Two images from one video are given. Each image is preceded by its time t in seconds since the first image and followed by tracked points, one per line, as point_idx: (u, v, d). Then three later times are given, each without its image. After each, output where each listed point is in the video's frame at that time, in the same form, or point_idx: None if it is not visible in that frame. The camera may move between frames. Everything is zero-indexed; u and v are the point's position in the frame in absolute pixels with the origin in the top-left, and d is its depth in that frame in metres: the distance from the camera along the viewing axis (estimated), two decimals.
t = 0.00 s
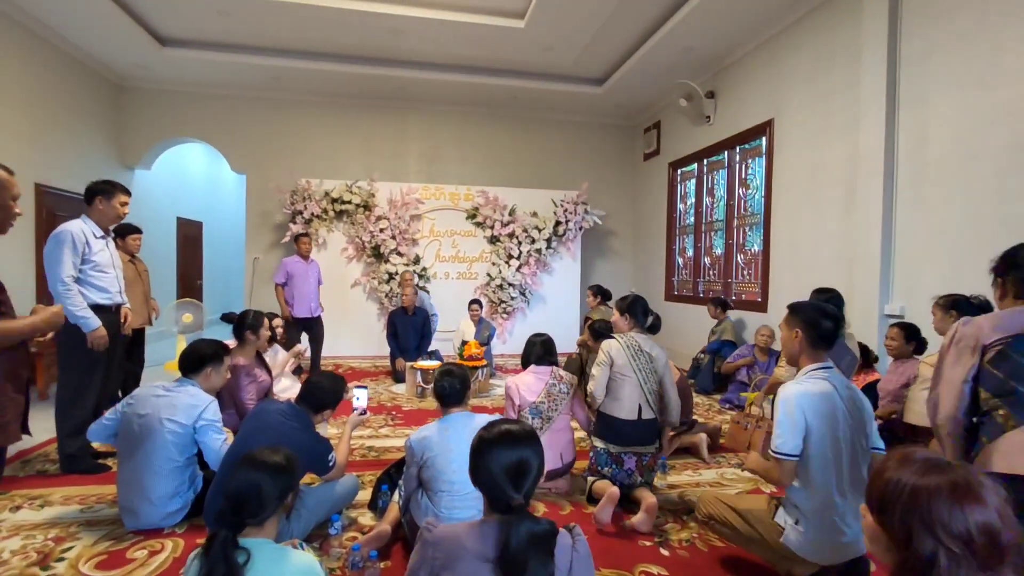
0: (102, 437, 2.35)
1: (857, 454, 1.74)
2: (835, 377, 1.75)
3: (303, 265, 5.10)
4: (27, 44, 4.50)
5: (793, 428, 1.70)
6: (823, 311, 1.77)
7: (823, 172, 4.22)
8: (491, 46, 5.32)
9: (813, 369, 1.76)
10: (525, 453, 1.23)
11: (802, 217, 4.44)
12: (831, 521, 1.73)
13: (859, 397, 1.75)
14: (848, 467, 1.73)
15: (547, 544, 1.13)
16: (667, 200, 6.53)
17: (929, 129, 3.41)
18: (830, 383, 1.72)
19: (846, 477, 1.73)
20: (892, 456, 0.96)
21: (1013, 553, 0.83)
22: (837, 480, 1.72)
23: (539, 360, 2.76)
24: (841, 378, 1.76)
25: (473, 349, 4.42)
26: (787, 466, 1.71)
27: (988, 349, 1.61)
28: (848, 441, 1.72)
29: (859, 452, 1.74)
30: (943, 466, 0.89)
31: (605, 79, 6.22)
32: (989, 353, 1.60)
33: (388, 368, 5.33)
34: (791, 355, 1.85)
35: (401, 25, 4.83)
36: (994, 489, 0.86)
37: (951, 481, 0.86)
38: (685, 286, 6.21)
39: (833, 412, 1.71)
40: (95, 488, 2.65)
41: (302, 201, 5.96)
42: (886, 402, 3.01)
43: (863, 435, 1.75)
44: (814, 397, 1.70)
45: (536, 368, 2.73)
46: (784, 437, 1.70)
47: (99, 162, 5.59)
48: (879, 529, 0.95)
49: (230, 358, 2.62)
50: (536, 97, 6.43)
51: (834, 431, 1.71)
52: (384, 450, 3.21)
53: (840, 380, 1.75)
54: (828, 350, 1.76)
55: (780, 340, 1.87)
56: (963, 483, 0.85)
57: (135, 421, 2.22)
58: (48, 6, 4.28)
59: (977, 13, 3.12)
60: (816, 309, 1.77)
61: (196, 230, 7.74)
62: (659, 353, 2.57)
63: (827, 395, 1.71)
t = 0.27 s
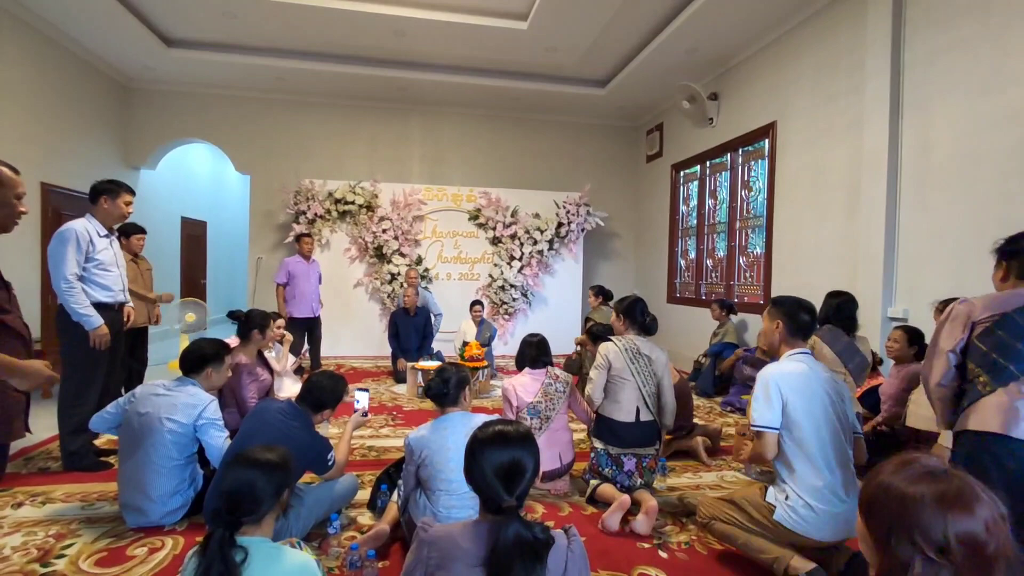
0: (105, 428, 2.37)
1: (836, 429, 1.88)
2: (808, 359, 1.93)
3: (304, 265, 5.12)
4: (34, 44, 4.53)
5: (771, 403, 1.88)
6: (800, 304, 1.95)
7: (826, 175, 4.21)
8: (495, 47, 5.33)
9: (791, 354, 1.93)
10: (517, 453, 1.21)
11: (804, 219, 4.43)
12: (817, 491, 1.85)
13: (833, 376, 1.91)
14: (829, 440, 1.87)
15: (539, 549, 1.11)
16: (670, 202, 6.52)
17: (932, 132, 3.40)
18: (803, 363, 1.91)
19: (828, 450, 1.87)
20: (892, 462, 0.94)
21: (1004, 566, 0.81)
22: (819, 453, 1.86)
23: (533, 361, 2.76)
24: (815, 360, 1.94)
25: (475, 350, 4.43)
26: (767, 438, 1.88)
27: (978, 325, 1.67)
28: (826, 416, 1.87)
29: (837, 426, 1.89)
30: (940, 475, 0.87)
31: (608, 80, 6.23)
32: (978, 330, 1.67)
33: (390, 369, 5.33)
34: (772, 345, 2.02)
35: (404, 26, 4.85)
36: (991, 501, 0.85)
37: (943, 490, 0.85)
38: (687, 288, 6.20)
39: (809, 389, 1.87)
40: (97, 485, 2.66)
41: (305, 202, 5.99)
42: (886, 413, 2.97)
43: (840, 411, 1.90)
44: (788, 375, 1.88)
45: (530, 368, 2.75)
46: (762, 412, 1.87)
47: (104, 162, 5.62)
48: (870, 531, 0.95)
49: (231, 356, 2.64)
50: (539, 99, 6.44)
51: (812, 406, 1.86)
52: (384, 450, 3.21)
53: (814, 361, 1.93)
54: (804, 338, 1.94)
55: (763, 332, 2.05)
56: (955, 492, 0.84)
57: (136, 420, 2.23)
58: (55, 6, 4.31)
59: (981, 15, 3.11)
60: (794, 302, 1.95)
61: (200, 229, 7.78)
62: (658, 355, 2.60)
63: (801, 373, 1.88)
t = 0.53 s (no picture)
0: (115, 425, 2.39)
1: (832, 413, 1.98)
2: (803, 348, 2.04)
3: (312, 269, 5.15)
4: (49, 50, 4.60)
5: (770, 388, 1.97)
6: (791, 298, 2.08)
7: (835, 181, 4.19)
8: (502, 53, 5.36)
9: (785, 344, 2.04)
10: (524, 462, 1.21)
11: (813, 225, 4.41)
12: (816, 470, 1.93)
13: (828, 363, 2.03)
14: (825, 423, 1.97)
15: (545, 560, 1.11)
16: (677, 207, 6.51)
17: (942, 138, 3.38)
18: (799, 351, 2.02)
19: (824, 432, 1.97)
20: (906, 473, 0.92)
21: None
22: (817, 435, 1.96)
23: (538, 367, 2.75)
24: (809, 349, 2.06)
25: (481, 355, 4.43)
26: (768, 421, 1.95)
27: (980, 325, 1.70)
28: (822, 400, 1.98)
29: (832, 410, 1.99)
30: (954, 490, 0.85)
31: (615, 86, 6.23)
32: (981, 330, 1.70)
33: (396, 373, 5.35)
34: (768, 339, 2.13)
35: (412, 32, 4.88)
36: (1004, 518, 0.83)
37: (951, 503, 0.84)
38: (694, 294, 6.17)
39: (806, 374, 1.98)
40: (106, 487, 2.68)
41: (313, 206, 6.03)
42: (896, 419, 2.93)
43: (835, 396, 2.00)
44: (785, 361, 1.99)
45: (536, 375, 2.75)
46: (763, 395, 1.96)
47: (117, 166, 5.70)
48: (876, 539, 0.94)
49: (238, 358, 2.67)
50: (547, 104, 6.46)
51: (809, 390, 1.97)
52: (391, 455, 3.22)
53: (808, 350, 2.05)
54: (797, 330, 2.06)
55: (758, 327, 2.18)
56: (966, 505, 0.83)
57: (146, 423, 2.25)
58: (69, 13, 4.38)
59: (992, 21, 3.09)
60: (785, 297, 2.08)
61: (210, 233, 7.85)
62: (656, 360, 2.58)
63: (798, 360, 1.99)
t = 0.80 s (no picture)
0: (121, 423, 2.37)
1: (837, 415, 1.95)
2: (811, 352, 2.00)
3: (324, 273, 5.18)
4: (67, 58, 4.69)
5: (772, 388, 1.95)
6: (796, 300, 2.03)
7: (849, 187, 4.13)
8: (513, 59, 5.37)
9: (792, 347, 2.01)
10: (537, 474, 1.20)
11: (827, 231, 4.35)
12: (817, 473, 1.90)
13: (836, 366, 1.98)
14: (830, 426, 1.93)
15: None
16: (689, 212, 6.47)
17: (960, 144, 3.32)
18: (805, 354, 1.99)
19: (829, 433, 1.93)
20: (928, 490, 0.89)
21: None
22: (820, 438, 1.92)
23: (549, 376, 2.72)
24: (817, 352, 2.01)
25: (491, 361, 4.43)
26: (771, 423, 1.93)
27: (977, 340, 1.78)
28: (828, 403, 1.94)
29: (838, 413, 1.95)
30: (979, 510, 0.82)
31: (626, 91, 6.22)
32: (979, 345, 1.78)
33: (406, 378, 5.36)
34: (776, 342, 2.09)
35: (423, 39, 4.92)
36: None
37: (974, 523, 0.81)
38: (706, 300, 6.13)
39: (810, 376, 1.94)
40: (120, 491, 2.71)
41: (325, 211, 6.08)
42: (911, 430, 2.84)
43: (842, 399, 1.96)
44: (789, 363, 1.96)
45: (547, 383, 2.72)
46: (765, 396, 1.95)
47: (133, 172, 5.79)
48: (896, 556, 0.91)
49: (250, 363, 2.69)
50: (557, 109, 6.46)
51: (813, 393, 1.93)
52: (400, 461, 3.22)
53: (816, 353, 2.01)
54: (805, 333, 2.02)
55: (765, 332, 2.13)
56: (989, 527, 0.80)
57: (161, 427, 2.27)
58: (87, 22, 4.47)
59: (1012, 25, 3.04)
60: (791, 300, 2.02)
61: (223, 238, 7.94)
62: (659, 368, 2.56)
63: (803, 362, 1.96)
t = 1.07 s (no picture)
0: (132, 429, 2.39)
1: (846, 441, 1.88)
2: (815, 374, 1.94)
3: (336, 275, 5.20)
4: (84, 62, 4.77)
5: (772, 414, 1.93)
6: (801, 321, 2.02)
7: (864, 192, 4.07)
8: (523, 63, 5.37)
9: (797, 369, 1.98)
10: (544, 484, 1.18)
11: (842, 236, 4.29)
12: (822, 502, 1.85)
13: (843, 390, 1.91)
14: (837, 453, 1.87)
15: None
16: (700, 216, 6.42)
17: (979, 149, 3.25)
18: (808, 378, 1.93)
19: (836, 460, 1.87)
20: (953, 509, 0.85)
21: None
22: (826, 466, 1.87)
23: (561, 381, 2.71)
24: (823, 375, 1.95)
25: (501, 365, 4.42)
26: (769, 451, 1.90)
27: (991, 344, 1.86)
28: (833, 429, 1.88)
29: (846, 438, 1.88)
30: (1009, 529, 0.78)
31: (637, 94, 6.19)
32: (991, 348, 1.86)
33: (415, 381, 5.36)
34: (783, 366, 2.06)
35: (435, 43, 4.93)
36: None
37: (1002, 542, 0.76)
38: (718, 304, 6.07)
39: (813, 402, 1.89)
40: (133, 491, 2.73)
41: (335, 214, 6.11)
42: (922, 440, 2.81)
43: (851, 423, 1.89)
44: (790, 390, 1.93)
45: (557, 390, 2.71)
46: (764, 424, 1.91)
47: (148, 175, 5.87)
48: None
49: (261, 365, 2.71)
50: (568, 112, 6.44)
51: (817, 419, 1.88)
52: (409, 465, 3.22)
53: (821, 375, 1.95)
54: (809, 354, 1.98)
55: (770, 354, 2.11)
56: (1018, 548, 0.75)
57: (172, 431, 2.29)
58: (103, 26, 4.53)
59: None
60: (797, 321, 2.01)
61: (235, 239, 8.02)
62: (665, 375, 2.54)
63: (805, 387, 1.91)
